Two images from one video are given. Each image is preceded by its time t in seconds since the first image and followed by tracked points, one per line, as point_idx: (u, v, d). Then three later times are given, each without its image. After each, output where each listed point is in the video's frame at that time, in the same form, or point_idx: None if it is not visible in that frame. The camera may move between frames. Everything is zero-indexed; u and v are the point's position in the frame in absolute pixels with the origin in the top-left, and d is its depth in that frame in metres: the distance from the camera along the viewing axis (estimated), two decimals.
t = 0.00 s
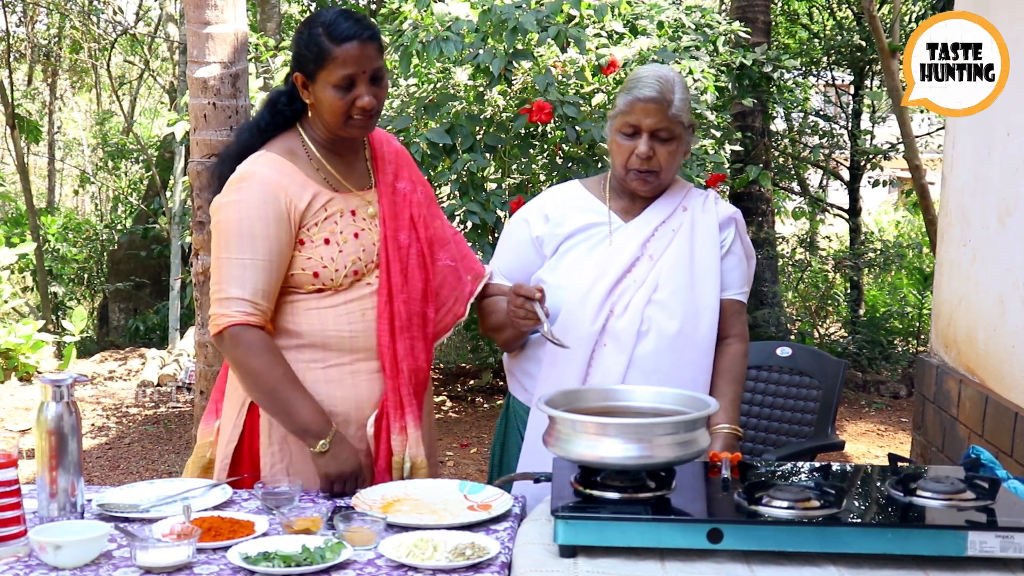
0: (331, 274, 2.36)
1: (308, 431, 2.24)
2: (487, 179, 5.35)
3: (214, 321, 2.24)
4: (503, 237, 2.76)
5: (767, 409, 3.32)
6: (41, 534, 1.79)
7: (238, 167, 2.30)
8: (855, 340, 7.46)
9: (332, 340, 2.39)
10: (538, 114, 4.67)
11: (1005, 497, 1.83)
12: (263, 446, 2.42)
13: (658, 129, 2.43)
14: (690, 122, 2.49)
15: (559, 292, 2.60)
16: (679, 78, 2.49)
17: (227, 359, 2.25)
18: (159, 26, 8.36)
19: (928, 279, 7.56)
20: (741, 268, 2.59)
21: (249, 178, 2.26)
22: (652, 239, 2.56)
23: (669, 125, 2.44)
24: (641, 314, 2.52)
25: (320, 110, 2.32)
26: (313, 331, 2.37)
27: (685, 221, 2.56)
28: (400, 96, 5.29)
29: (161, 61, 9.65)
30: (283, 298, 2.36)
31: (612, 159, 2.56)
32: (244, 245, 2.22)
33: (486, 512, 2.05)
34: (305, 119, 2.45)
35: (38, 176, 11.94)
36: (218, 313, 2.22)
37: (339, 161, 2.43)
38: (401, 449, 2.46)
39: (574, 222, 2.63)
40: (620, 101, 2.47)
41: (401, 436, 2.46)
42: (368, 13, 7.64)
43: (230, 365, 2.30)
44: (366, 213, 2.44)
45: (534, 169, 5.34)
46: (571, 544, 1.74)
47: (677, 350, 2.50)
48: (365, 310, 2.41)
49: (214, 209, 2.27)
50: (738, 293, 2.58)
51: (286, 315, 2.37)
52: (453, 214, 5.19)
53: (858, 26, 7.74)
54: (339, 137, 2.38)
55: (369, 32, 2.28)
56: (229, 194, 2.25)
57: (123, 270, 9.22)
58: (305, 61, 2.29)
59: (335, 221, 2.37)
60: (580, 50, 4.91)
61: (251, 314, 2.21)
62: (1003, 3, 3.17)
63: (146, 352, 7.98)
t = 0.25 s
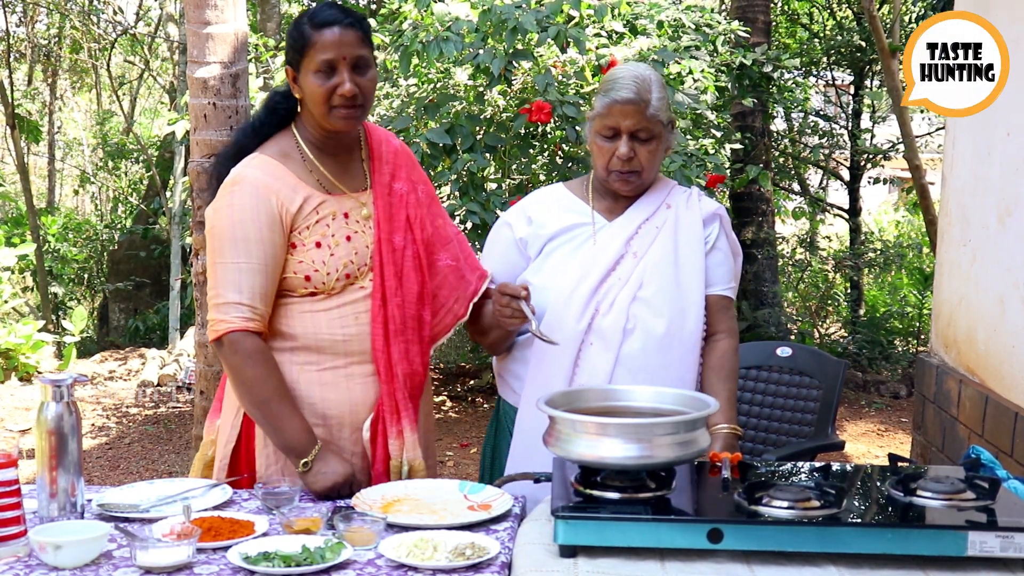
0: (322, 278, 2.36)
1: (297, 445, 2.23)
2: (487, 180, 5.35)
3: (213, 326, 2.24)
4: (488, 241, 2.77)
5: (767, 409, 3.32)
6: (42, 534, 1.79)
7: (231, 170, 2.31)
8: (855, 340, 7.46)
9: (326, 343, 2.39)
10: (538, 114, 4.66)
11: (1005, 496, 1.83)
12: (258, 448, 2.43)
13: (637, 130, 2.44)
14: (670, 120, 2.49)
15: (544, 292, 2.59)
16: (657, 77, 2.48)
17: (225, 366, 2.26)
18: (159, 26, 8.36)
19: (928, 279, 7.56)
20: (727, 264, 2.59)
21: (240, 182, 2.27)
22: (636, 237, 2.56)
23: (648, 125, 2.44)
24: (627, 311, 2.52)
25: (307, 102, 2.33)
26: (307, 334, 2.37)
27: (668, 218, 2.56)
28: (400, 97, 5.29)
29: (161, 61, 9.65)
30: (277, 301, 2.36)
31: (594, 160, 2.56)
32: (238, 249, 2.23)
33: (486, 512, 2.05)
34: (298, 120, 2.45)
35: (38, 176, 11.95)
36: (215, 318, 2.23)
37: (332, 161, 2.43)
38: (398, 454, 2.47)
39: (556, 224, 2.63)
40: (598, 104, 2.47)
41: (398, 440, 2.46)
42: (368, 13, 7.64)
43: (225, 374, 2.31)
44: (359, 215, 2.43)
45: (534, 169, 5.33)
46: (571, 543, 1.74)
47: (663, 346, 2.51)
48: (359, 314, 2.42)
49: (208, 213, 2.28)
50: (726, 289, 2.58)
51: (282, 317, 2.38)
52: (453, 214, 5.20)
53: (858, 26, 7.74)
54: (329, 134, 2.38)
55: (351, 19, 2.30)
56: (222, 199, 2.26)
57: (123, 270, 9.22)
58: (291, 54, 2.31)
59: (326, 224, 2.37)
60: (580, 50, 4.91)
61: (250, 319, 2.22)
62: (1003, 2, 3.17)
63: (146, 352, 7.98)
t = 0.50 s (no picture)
0: (322, 276, 2.36)
1: (298, 448, 2.23)
2: (487, 180, 5.35)
3: (214, 327, 2.24)
4: (476, 249, 2.79)
5: (767, 409, 3.32)
6: (41, 534, 1.79)
7: (227, 172, 2.32)
8: (855, 340, 7.46)
9: (327, 341, 2.39)
10: (537, 114, 4.66)
11: (1005, 497, 1.83)
12: (259, 449, 2.43)
13: (621, 132, 2.45)
14: (653, 120, 2.50)
15: (532, 295, 2.60)
16: (640, 78, 2.50)
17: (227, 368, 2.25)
18: (160, 26, 8.35)
19: (928, 279, 7.56)
20: (716, 259, 2.59)
21: (237, 184, 2.27)
22: (622, 237, 2.57)
23: (632, 127, 2.45)
24: (615, 312, 2.52)
25: (300, 101, 2.34)
26: (307, 333, 2.38)
27: (654, 216, 2.57)
28: (400, 96, 5.29)
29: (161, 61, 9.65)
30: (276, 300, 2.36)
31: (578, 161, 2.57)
32: (238, 249, 2.23)
33: (486, 512, 2.05)
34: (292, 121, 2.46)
35: (38, 176, 11.95)
36: (218, 319, 2.23)
37: (327, 160, 2.44)
38: (399, 451, 2.45)
39: (542, 227, 2.64)
40: (582, 106, 2.47)
41: (399, 438, 2.45)
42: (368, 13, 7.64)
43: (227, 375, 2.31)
44: (357, 212, 2.43)
45: (534, 169, 5.33)
46: (571, 543, 1.74)
47: (652, 346, 2.51)
48: (359, 312, 2.42)
49: (206, 215, 2.28)
50: (717, 284, 2.59)
51: (283, 317, 2.38)
52: (453, 214, 5.21)
53: (858, 27, 7.74)
54: (322, 133, 2.40)
55: (337, 15, 2.31)
56: (220, 200, 2.27)
57: (123, 270, 9.22)
58: (280, 56, 2.33)
59: (324, 222, 2.37)
60: (579, 51, 4.91)
61: (253, 321, 2.22)
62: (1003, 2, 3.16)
63: (146, 352, 7.98)
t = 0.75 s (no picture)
0: (323, 272, 2.36)
1: (298, 448, 2.23)
2: (487, 180, 5.35)
3: (216, 325, 2.24)
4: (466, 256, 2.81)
5: (767, 410, 3.32)
6: (41, 534, 1.79)
7: (227, 172, 2.32)
8: (855, 340, 7.46)
9: (329, 339, 2.38)
10: (537, 115, 4.66)
11: (1005, 497, 1.83)
12: (261, 450, 2.43)
13: (611, 134, 2.45)
14: (643, 121, 2.50)
15: (522, 299, 2.61)
16: (627, 77, 2.49)
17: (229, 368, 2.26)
18: (159, 26, 8.35)
19: (928, 279, 7.56)
20: (707, 257, 2.59)
21: (237, 183, 2.27)
22: (611, 238, 2.57)
23: (622, 128, 2.45)
24: (604, 314, 2.52)
25: (294, 100, 2.34)
26: (310, 331, 2.37)
27: (642, 217, 2.57)
28: (400, 97, 5.29)
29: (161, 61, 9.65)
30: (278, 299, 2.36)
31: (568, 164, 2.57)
32: (239, 248, 2.23)
33: (486, 512, 2.05)
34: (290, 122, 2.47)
35: (38, 176, 11.95)
36: (221, 318, 2.23)
37: (325, 159, 2.44)
38: (400, 447, 2.46)
39: (531, 230, 2.65)
40: (571, 108, 2.46)
41: (400, 434, 2.46)
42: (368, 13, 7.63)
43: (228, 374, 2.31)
44: (357, 210, 2.43)
45: (534, 169, 5.34)
46: (571, 543, 1.74)
47: (641, 348, 2.50)
48: (361, 309, 2.41)
49: (206, 215, 2.28)
50: (711, 283, 2.58)
51: (283, 317, 2.37)
52: (453, 215, 5.21)
53: (858, 27, 7.74)
54: (319, 130, 2.40)
55: (325, 13, 2.32)
56: (220, 199, 2.27)
57: (123, 270, 9.22)
58: (271, 56, 2.33)
59: (325, 220, 2.37)
60: (579, 51, 4.91)
61: (256, 318, 2.23)
62: (1003, 2, 3.16)
63: (146, 352, 7.98)
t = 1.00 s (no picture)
0: (320, 270, 2.35)
1: (295, 443, 2.24)
2: (487, 180, 5.34)
3: (214, 322, 2.25)
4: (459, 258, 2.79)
5: (767, 410, 3.31)
6: (41, 534, 1.79)
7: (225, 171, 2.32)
8: (855, 340, 7.45)
9: (326, 336, 2.38)
10: (537, 115, 4.64)
11: (1005, 497, 1.83)
12: (260, 449, 2.43)
13: (606, 135, 2.45)
14: (637, 121, 2.50)
15: (516, 301, 2.60)
16: (622, 78, 2.50)
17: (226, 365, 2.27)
18: (159, 26, 8.34)
19: (928, 279, 7.57)
20: (703, 256, 2.59)
21: (235, 181, 2.27)
22: (605, 238, 2.57)
23: (617, 128, 2.45)
24: (599, 315, 2.51)
25: (292, 99, 2.34)
26: (307, 328, 2.37)
27: (637, 217, 2.57)
28: (400, 97, 5.29)
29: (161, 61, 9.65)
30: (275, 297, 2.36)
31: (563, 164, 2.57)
32: (237, 245, 2.23)
33: (486, 512, 2.05)
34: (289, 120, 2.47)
35: (38, 176, 11.95)
36: (218, 314, 2.23)
37: (323, 157, 2.44)
38: (398, 444, 2.46)
39: (524, 232, 2.64)
40: (566, 109, 2.46)
41: (398, 431, 2.46)
42: (368, 12, 7.62)
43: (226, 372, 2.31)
44: (354, 208, 2.43)
45: (534, 169, 5.34)
46: (571, 543, 1.74)
47: (637, 349, 2.50)
48: (358, 306, 2.41)
49: (204, 214, 2.29)
50: (707, 282, 2.58)
51: (282, 316, 2.37)
52: (453, 215, 5.22)
53: (858, 27, 7.73)
54: (317, 129, 2.40)
55: (324, 12, 2.32)
56: (218, 197, 2.27)
57: (123, 270, 9.22)
58: (270, 54, 2.33)
59: (322, 217, 2.37)
60: (580, 51, 4.91)
61: (253, 315, 2.23)
62: (1003, 3, 3.16)
63: (146, 352, 7.98)
